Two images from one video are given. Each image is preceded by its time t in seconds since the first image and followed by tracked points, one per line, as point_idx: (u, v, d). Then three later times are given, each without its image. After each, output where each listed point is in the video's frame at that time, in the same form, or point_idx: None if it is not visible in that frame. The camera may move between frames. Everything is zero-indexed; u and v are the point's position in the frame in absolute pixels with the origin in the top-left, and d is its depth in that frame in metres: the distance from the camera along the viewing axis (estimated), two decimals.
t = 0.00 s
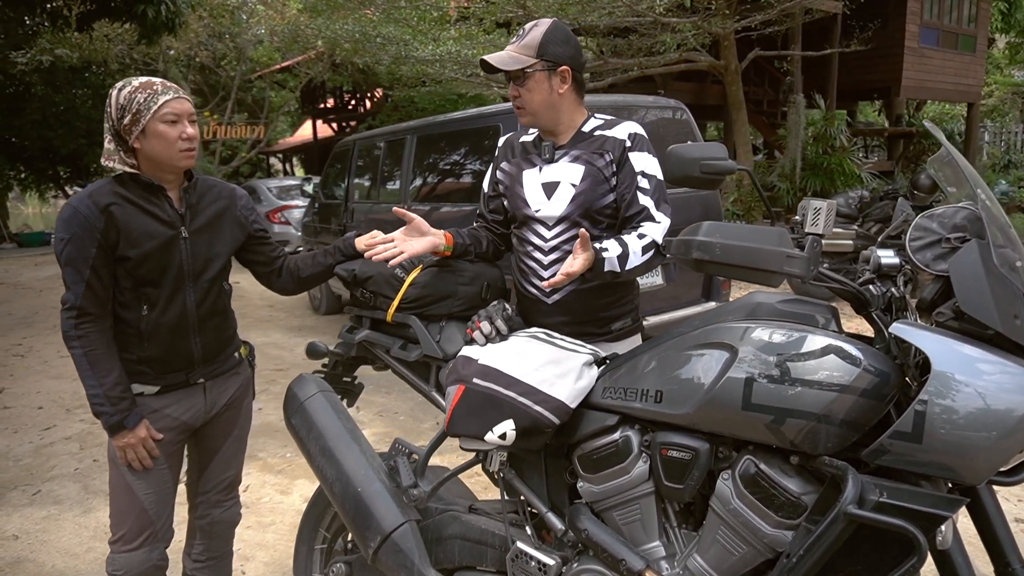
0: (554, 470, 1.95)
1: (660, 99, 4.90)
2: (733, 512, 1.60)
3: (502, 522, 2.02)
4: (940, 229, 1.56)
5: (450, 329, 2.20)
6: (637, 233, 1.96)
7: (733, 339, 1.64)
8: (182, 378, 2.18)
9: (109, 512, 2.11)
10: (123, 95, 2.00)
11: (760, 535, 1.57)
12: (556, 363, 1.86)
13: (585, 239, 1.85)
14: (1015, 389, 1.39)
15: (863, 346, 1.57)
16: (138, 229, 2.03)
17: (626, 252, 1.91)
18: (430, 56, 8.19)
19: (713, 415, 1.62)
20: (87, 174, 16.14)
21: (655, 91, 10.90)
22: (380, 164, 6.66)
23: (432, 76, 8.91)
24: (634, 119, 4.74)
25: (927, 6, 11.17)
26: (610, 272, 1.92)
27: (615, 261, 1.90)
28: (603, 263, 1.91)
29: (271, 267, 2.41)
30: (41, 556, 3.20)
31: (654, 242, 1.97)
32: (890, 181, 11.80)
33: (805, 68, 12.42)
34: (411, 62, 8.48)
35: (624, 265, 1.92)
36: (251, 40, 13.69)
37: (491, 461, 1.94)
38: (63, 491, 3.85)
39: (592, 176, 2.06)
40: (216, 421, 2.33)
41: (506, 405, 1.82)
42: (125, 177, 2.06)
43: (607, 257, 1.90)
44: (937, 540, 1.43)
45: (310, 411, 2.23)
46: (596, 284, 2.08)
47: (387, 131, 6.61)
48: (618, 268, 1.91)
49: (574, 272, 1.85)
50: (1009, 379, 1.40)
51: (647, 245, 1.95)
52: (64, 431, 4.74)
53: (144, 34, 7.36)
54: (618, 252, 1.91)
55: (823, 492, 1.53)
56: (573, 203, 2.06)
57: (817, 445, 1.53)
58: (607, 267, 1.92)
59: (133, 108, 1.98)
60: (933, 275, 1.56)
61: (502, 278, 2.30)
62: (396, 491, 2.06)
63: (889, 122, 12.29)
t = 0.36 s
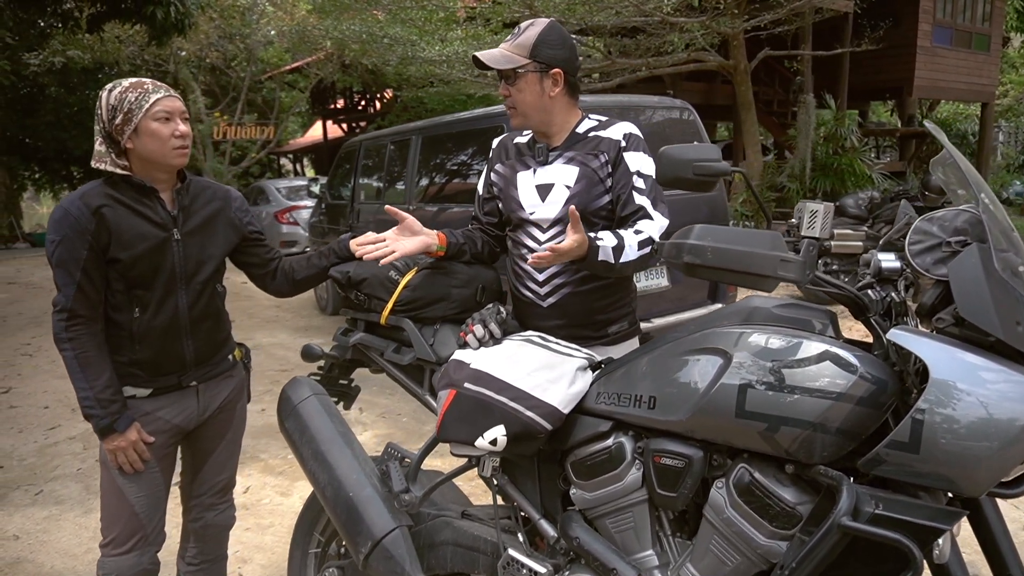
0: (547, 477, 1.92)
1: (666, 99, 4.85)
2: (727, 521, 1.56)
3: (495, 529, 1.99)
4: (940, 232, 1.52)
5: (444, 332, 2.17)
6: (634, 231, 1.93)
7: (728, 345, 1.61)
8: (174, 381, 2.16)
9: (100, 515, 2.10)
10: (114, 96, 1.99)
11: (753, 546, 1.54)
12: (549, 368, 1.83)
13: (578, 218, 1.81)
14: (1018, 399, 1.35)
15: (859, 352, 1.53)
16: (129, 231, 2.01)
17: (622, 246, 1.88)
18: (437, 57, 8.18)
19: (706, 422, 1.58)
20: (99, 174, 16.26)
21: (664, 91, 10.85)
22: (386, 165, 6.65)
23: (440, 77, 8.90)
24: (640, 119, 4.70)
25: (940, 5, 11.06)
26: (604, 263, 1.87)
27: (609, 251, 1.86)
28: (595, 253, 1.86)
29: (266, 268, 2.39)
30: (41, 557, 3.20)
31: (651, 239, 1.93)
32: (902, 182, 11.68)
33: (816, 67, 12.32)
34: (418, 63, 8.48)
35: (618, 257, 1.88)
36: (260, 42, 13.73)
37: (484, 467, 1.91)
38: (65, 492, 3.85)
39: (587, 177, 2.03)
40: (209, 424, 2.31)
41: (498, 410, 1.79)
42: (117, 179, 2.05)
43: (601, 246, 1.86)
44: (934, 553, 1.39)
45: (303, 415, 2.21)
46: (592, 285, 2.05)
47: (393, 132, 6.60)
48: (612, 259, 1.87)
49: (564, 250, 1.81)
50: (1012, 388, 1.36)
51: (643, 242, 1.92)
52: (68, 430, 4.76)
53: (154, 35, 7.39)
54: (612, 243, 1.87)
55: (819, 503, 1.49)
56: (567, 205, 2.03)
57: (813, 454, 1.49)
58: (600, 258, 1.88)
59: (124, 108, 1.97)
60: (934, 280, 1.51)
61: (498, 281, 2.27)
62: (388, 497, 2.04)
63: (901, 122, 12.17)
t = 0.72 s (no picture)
0: (543, 479, 1.89)
1: (673, 97, 4.78)
2: (723, 526, 1.52)
3: (489, 531, 1.96)
4: (944, 230, 1.48)
5: (439, 331, 2.14)
6: (638, 231, 1.90)
7: (725, 345, 1.57)
8: (167, 381, 2.14)
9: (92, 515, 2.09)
10: (105, 92, 1.98)
11: (750, 551, 1.50)
12: (544, 368, 1.79)
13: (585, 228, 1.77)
14: None
15: (860, 354, 1.49)
16: (122, 229, 2.00)
17: (630, 250, 1.85)
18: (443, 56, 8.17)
19: (702, 425, 1.54)
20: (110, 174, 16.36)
21: (672, 90, 10.79)
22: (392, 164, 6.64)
23: (447, 76, 8.88)
24: (646, 117, 4.66)
25: (952, 3, 10.94)
26: (613, 270, 1.84)
27: (618, 257, 1.83)
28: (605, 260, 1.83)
29: (262, 266, 2.38)
30: (41, 555, 3.19)
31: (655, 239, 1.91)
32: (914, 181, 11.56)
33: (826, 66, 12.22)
34: (425, 62, 8.47)
35: (626, 262, 1.85)
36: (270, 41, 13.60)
37: (479, 468, 1.87)
38: (67, 490, 3.85)
39: (586, 174, 2.00)
40: (203, 424, 2.29)
41: (491, 411, 1.76)
42: (110, 176, 2.03)
43: (609, 253, 1.83)
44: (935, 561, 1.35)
45: (298, 415, 2.19)
46: (592, 284, 2.02)
47: (399, 131, 6.59)
48: (621, 265, 1.84)
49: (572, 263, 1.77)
50: (1020, 392, 1.31)
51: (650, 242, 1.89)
52: (73, 428, 4.77)
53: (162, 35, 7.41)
54: (621, 248, 1.84)
55: (817, 509, 1.45)
56: (566, 202, 1.99)
57: (811, 458, 1.45)
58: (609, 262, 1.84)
59: (115, 103, 1.96)
60: (937, 280, 1.47)
61: (495, 280, 2.24)
62: (381, 498, 2.01)
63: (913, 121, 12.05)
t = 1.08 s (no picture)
0: (544, 482, 1.86)
1: (681, 97, 4.75)
2: (726, 532, 1.49)
3: (489, 535, 1.94)
4: (953, 231, 1.45)
5: (441, 332, 2.13)
6: (653, 227, 1.87)
7: (727, 348, 1.54)
8: (168, 381, 2.13)
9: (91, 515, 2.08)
10: (105, 90, 1.97)
11: (753, 559, 1.47)
12: (546, 370, 1.77)
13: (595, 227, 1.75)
14: None
15: (865, 357, 1.46)
16: (122, 229, 1.99)
17: (646, 245, 1.81)
18: (450, 56, 8.16)
19: (704, 429, 1.52)
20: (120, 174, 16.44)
21: (681, 90, 10.75)
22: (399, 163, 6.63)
23: (455, 76, 8.87)
24: (655, 117, 4.63)
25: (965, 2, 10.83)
26: (629, 263, 1.79)
27: (634, 250, 1.78)
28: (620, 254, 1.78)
29: (263, 266, 2.37)
30: (44, 554, 3.19)
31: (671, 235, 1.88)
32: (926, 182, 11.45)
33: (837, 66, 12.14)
34: (433, 62, 8.46)
35: (643, 255, 1.80)
36: (279, 43, 13.85)
37: (479, 471, 1.85)
38: (73, 488, 3.86)
39: (598, 171, 1.97)
40: (204, 424, 2.28)
41: (491, 413, 1.73)
42: (110, 176, 2.03)
43: (624, 246, 1.79)
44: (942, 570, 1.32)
45: (298, 415, 2.18)
46: (606, 282, 1.99)
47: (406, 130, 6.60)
48: (639, 259, 1.79)
49: (597, 249, 1.73)
50: None
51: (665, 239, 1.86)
52: (80, 427, 4.78)
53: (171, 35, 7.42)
54: (636, 242, 1.80)
55: (821, 515, 1.42)
56: (580, 200, 1.97)
57: (815, 463, 1.43)
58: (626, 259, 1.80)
59: (115, 102, 1.95)
60: (946, 281, 1.44)
61: (497, 281, 2.23)
62: (380, 500, 1.99)
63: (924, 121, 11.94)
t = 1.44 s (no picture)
0: (550, 482, 1.86)
1: (689, 97, 4.74)
2: (733, 532, 1.49)
3: (495, 534, 1.94)
4: (962, 230, 1.44)
5: (448, 332, 2.13)
6: (668, 225, 1.86)
7: (734, 347, 1.53)
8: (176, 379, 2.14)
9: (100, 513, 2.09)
10: (114, 87, 1.98)
11: (760, 559, 1.46)
12: (553, 369, 1.76)
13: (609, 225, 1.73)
14: None
15: (873, 357, 1.45)
16: (127, 228, 1.99)
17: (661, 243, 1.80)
18: (457, 56, 8.16)
19: (711, 429, 1.51)
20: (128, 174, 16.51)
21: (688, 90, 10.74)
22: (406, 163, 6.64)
23: (462, 76, 8.88)
24: (662, 116, 4.63)
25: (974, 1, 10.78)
26: (645, 262, 1.78)
27: (650, 249, 1.78)
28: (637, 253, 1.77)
29: (270, 263, 2.38)
30: (53, 551, 3.21)
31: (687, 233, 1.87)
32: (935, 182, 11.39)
33: (845, 65, 12.09)
34: (440, 62, 8.46)
35: (658, 254, 1.79)
36: (286, 43, 13.91)
37: (486, 470, 1.86)
38: (81, 486, 3.88)
39: (612, 170, 1.97)
40: (212, 423, 2.29)
41: (497, 412, 1.73)
42: (115, 173, 2.03)
43: (641, 245, 1.78)
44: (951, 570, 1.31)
45: (304, 414, 2.18)
46: (623, 280, 1.98)
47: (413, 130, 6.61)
48: (655, 258, 1.78)
49: (608, 245, 1.70)
50: None
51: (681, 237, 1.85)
52: (88, 426, 4.80)
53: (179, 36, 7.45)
54: (651, 241, 1.79)
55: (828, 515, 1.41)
56: (595, 199, 1.97)
57: (823, 463, 1.42)
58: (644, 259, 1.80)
59: (123, 97, 1.96)
60: (956, 281, 1.44)
61: (504, 281, 2.23)
62: (387, 499, 1.99)
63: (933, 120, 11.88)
